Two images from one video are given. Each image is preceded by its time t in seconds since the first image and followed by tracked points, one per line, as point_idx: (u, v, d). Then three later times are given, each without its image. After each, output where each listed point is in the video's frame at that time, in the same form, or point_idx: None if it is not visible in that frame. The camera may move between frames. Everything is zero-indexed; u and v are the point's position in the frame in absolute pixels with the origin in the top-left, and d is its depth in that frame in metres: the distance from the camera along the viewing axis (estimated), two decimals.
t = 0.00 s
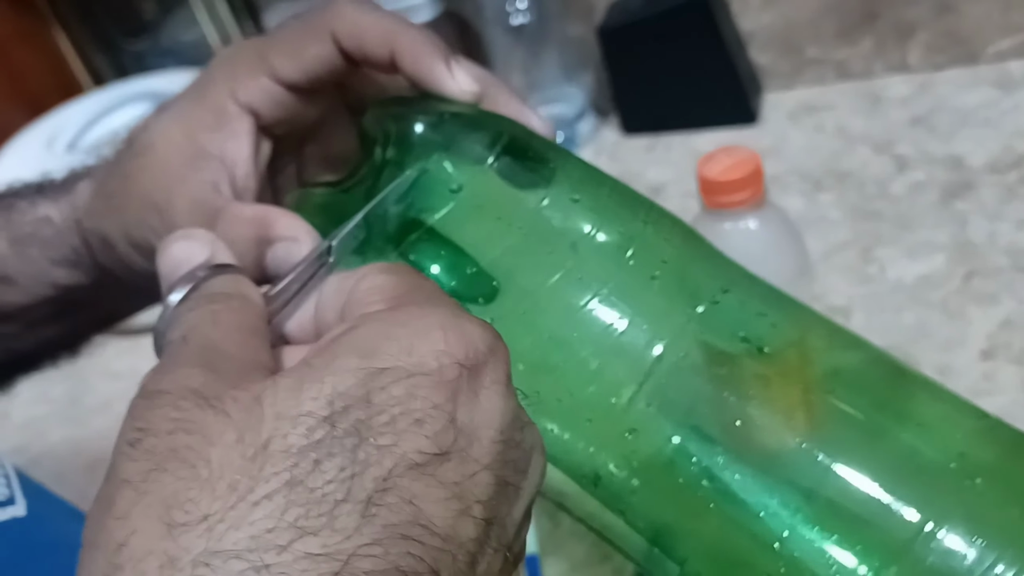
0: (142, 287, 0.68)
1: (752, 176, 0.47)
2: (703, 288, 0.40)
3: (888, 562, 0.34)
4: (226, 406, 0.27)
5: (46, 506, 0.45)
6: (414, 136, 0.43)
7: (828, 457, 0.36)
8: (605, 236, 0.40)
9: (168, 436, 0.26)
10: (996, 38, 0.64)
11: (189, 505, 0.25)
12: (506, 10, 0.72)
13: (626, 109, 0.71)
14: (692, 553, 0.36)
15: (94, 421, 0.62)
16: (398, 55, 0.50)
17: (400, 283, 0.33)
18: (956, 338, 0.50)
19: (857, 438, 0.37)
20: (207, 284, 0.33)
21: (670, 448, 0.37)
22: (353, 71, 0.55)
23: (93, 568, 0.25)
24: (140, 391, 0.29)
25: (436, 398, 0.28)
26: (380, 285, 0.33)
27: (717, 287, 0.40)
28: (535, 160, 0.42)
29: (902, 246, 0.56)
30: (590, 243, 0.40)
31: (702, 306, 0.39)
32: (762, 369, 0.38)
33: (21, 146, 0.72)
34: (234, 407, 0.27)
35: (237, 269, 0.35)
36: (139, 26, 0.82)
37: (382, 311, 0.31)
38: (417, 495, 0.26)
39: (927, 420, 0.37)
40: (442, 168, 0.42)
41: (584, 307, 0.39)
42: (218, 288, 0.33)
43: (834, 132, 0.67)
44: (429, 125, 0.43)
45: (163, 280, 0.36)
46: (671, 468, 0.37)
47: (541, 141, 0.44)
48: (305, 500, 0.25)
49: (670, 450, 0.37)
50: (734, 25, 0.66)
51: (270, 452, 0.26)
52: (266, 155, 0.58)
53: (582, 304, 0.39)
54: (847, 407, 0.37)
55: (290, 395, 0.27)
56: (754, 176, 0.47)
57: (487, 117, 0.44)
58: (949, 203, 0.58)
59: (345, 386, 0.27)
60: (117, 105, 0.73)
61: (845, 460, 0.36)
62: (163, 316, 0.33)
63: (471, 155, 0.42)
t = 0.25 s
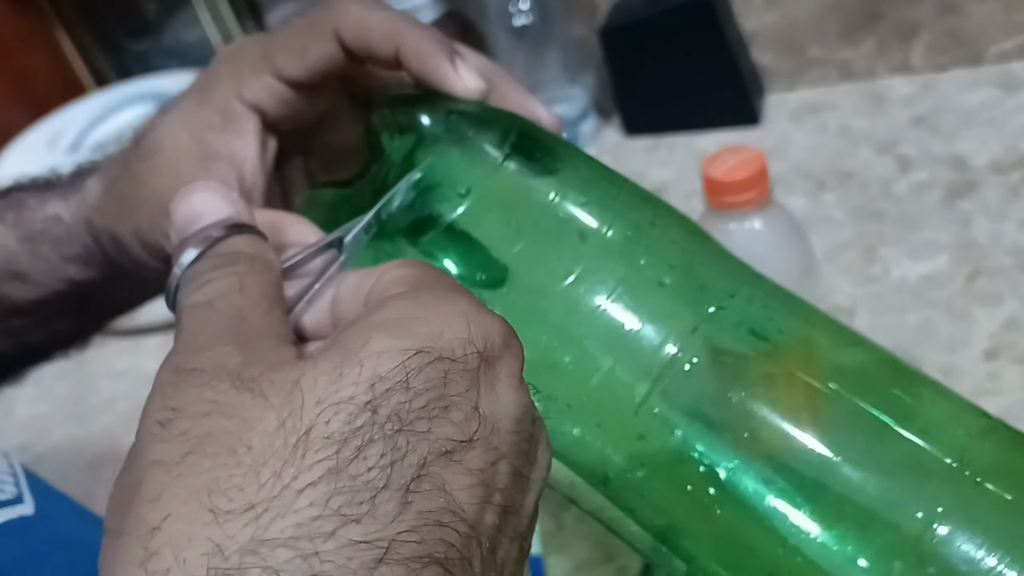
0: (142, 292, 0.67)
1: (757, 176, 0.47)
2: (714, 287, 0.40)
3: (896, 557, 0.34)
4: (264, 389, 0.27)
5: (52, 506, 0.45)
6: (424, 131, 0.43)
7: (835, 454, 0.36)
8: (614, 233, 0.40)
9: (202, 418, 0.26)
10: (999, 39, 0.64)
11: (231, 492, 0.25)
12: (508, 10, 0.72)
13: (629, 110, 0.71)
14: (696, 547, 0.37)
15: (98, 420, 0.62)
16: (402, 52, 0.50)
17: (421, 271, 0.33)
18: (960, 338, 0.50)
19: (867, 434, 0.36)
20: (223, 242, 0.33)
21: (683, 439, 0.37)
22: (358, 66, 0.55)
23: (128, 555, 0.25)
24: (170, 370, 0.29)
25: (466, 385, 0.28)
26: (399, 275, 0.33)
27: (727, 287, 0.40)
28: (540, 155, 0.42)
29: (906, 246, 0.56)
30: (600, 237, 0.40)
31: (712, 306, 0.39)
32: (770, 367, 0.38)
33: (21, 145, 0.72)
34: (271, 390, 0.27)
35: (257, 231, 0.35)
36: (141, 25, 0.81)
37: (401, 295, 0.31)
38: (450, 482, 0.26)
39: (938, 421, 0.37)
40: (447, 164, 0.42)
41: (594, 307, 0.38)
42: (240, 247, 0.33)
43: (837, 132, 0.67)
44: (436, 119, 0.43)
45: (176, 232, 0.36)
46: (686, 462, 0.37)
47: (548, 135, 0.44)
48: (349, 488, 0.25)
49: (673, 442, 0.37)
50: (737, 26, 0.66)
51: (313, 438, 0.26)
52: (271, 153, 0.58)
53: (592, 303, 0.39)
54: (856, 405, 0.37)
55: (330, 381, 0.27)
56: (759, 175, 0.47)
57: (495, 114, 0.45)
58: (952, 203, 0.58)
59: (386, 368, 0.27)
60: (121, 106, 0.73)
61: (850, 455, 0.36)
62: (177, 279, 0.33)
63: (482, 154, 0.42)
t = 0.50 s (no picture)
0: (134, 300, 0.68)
1: (760, 175, 0.47)
2: (719, 303, 0.39)
3: None
4: (282, 395, 0.27)
5: (48, 506, 0.44)
6: (425, 136, 0.42)
7: (835, 480, 0.36)
8: (614, 249, 0.39)
9: (222, 427, 0.26)
10: (1001, 38, 0.64)
11: (258, 501, 0.25)
12: (509, 9, 0.72)
13: (630, 110, 0.71)
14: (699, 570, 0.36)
15: (97, 420, 0.62)
16: (415, 53, 0.50)
17: (433, 278, 0.32)
18: (963, 338, 0.50)
19: (861, 459, 0.36)
20: (234, 246, 0.32)
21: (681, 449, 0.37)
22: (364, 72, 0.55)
23: (157, 564, 0.25)
24: (182, 375, 0.28)
25: (477, 390, 0.28)
26: (411, 283, 0.32)
27: (732, 305, 0.39)
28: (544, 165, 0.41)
29: (908, 246, 0.56)
30: (601, 252, 0.39)
31: (712, 326, 0.38)
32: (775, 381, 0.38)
33: (21, 145, 0.72)
34: (289, 394, 0.27)
35: (266, 237, 0.34)
36: (141, 25, 0.82)
37: (416, 300, 0.30)
38: (477, 487, 0.27)
39: (938, 447, 0.37)
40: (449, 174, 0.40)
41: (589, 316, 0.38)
42: (249, 253, 0.32)
43: (839, 131, 0.66)
44: (438, 125, 0.42)
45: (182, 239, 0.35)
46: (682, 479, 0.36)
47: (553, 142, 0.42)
48: (377, 494, 0.25)
49: (669, 463, 0.37)
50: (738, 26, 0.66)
51: (338, 446, 0.26)
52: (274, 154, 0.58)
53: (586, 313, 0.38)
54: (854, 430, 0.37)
55: (351, 385, 0.27)
56: (762, 174, 0.47)
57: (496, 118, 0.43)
58: (954, 203, 0.58)
59: (406, 373, 0.27)
60: (121, 104, 0.73)
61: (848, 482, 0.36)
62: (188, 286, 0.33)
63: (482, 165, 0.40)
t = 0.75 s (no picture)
0: (114, 318, 0.66)
1: (760, 175, 0.47)
2: (713, 333, 0.39)
3: None
4: (310, 395, 0.26)
5: (46, 508, 0.43)
6: (411, 168, 0.42)
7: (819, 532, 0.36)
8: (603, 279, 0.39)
9: (245, 424, 0.26)
10: (1001, 38, 0.64)
11: (283, 504, 0.24)
12: (508, 8, 0.71)
13: (629, 110, 0.71)
14: None
15: (95, 421, 0.62)
16: (400, 74, 0.50)
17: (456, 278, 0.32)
18: (963, 338, 0.50)
19: (845, 510, 0.36)
20: (246, 238, 0.34)
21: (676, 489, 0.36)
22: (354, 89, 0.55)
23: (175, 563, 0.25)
24: (203, 368, 0.28)
25: (504, 398, 0.28)
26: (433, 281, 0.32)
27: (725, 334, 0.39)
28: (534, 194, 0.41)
29: (908, 246, 0.56)
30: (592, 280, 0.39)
31: (704, 360, 0.38)
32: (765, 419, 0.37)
33: (19, 144, 0.71)
34: (316, 394, 0.26)
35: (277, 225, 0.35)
36: (139, 24, 0.82)
37: (442, 301, 0.31)
38: (497, 499, 0.26)
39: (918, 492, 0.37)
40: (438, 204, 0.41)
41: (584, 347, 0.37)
42: (266, 244, 0.33)
43: (838, 131, 0.66)
44: (427, 155, 0.42)
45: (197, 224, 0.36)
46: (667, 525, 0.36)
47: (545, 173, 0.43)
48: (405, 502, 0.25)
49: (654, 504, 0.36)
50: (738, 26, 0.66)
51: (366, 451, 0.25)
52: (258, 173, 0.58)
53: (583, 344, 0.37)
54: (841, 480, 0.37)
55: (379, 388, 0.26)
56: (762, 174, 0.47)
57: (491, 146, 0.44)
58: (954, 203, 0.58)
59: (436, 380, 0.27)
60: (119, 105, 0.73)
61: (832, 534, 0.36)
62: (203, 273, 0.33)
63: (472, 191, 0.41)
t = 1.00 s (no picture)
0: (109, 317, 0.66)
1: (759, 173, 0.47)
2: (704, 300, 0.38)
3: None
4: (257, 365, 0.26)
5: (44, 506, 0.44)
6: (399, 136, 0.42)
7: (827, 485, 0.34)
8: (595, 242, 0.38)
9: (191, 397, 0.26)
10: (1000, 37, 0.64)
11: (220, 479, 0.24)
12: (507, 8, 0.71)
13: (628, 110, 0.71)
14: None
15: (93, 421, 0.62)
16: (380, 44, 0.50)
17: (431, 246, 0.33)
18: (962, 337, 0.50)
19: (855, 464, 0.34)
20: (221, 202, 0.34)
21: (672, 448, 0.35)
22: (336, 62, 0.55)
23: (111, 543, 0.25)
24: (161, 340, 0.28)
25: (468, 365, 0.28)
26: (409, 249, 0.33)
27: (714, 300, 0.38)
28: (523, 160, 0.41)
29: (907, 246, 0.56)
30: (581, 245, 0.38)
31: (699, 322, 0.37)
32: (761, 383, 0.36)
33: (17, 146, 0.72)
34: (264, 365, 0.26)
35: (250, 190, 0.35)
36: (138, 24, 0.82)
37: (409, 268, 0.31)
38: (454, 471, 0.26)
39: (932, 446, 0.35)
40: (428, 165, 0.40)
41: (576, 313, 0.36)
42: (238, 210, 0.33)
43: (837, 130, 0.66)
44: (414, 124, 0.42)
45: (171, 190, 0.37)
46: (665, 489, 0.35)
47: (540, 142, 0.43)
48: (347, 474, 0.24)
49: (653, 473, 0.35)
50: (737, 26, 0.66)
51: (309, 422, 0.25)
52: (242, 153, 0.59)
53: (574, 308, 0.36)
54: (848, 433, 0.35)
55: (329, 359, 0.26)
56: (761, 172, 0.47)
57: (478, 116, 0.43)
58: (953, 202, 0.58)
59: (388, 347, 0.27)
60: (113, 107, 0.72)
61: (842, 488, 0.34)
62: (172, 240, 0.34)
63: (456, 157, 0.40)
